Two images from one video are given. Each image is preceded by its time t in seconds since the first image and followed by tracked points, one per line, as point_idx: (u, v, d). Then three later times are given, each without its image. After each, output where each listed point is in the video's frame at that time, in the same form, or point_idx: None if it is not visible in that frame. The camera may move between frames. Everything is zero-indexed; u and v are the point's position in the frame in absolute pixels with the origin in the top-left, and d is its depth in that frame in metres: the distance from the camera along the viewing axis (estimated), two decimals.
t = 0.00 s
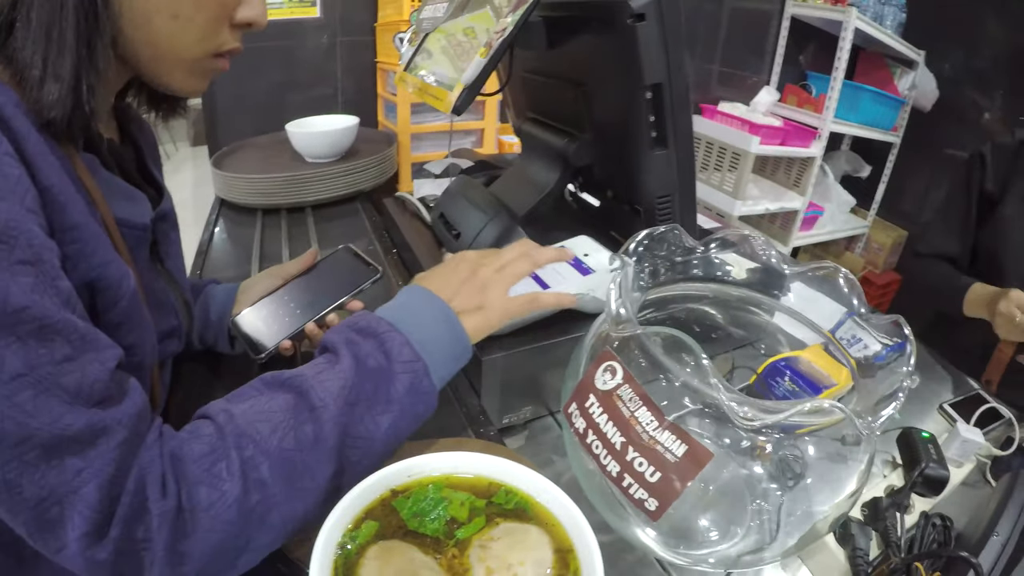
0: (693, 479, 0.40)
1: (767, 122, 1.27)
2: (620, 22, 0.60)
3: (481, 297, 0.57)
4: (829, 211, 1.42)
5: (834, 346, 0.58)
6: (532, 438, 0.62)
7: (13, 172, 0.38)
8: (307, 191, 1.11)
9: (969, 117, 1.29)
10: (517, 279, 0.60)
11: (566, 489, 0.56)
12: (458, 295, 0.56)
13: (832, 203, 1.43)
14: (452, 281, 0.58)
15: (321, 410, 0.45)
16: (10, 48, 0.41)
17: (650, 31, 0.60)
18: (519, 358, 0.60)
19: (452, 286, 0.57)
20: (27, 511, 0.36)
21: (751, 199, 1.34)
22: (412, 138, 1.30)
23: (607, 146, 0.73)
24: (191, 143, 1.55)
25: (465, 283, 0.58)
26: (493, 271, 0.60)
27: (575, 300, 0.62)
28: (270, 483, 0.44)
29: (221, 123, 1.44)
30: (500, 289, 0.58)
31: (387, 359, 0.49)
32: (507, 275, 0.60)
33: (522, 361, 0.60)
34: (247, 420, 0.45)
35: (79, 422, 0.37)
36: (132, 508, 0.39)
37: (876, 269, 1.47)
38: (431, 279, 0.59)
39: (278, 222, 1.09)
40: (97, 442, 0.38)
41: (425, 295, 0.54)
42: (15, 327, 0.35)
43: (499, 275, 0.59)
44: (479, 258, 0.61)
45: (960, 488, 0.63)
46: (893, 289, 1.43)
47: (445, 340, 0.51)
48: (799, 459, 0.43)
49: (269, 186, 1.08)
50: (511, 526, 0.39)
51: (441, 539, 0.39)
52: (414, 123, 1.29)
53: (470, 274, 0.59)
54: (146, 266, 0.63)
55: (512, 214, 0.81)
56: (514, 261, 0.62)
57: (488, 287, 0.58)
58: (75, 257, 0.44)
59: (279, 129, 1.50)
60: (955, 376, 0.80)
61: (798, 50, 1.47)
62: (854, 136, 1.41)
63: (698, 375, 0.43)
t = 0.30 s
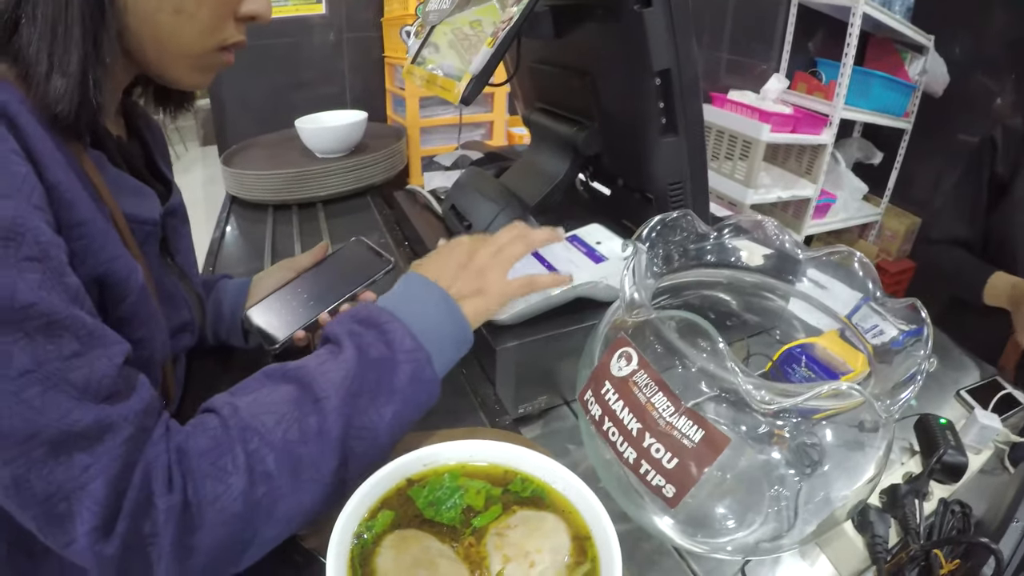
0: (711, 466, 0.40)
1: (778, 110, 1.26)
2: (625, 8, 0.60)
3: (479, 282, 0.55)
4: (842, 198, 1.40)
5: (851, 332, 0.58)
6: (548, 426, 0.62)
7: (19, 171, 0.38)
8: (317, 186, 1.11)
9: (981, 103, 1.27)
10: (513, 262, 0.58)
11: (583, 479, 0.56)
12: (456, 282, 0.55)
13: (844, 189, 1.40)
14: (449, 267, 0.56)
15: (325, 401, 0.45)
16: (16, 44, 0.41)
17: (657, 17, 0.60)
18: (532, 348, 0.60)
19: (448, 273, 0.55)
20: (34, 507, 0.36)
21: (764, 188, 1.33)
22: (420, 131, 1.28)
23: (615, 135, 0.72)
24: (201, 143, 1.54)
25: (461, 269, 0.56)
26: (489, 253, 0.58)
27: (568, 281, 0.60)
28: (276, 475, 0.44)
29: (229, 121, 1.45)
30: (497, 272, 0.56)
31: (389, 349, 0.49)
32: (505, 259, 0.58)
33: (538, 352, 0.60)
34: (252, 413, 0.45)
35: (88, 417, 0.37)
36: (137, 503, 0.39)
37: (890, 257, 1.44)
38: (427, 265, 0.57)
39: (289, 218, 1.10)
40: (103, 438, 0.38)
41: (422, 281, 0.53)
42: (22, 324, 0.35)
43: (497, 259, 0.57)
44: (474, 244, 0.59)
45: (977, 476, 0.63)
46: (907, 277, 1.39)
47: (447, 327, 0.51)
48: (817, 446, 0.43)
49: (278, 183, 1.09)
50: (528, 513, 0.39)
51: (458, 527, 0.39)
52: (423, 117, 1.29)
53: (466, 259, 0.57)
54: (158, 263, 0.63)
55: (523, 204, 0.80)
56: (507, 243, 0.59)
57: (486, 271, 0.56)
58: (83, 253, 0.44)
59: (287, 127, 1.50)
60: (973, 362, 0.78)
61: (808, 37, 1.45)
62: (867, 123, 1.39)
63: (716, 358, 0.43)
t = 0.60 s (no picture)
0: (711, 462, 0.40)
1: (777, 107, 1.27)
2: (621, 8, 0.60)
3: (380, 298, 0.53)
4: (845, 195, 1.40)
5: (852, 328, 0.58)
6: (550, 427, 0.62)
7: None
8: (317, 190, 1.11)
9: (983, 98, 1.25)
10: (415, 275, 0.57)
11: (586, 478, 0.56)
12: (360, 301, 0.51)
13: (847, 186, 1.40)
14: (349, 288, 0.53)
15: (232, 438, 0.42)
16: (9, 50, 0.41)
17: (653, 15, 0.60)
18: (534, 348, 0.60)
19: (348, 292, 0.52)
20: None
21: (766, 185, 1.33)
22: (421, 134, 1.29)
23: (614, 134, 0.72)
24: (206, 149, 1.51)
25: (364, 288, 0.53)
26: (388, 266, 0.56)
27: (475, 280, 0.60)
28: (187, 515, 0.41)
29: (231, 128, 1.45)
30: (399, 284, 0.54)
31: (292, 380, 0.46)
32: (405, 271, 0.56)
33: (541, 351, 0.61)
34: (160, 452, 0.41)
35: (20, 460, 0.35)
36: (48, 548, 0.37)
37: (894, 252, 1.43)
38: (328, 286, 0.53)
39: (291, 222, 1.10)
40: (30, 483, 0.36)
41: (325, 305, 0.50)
42: None
43: (396, 273, 0.56)
44: (374, 255, 0.58)
45: (984, 471, 0.63)
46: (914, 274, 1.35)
47: (344, 350, 0.48)
48: (819, 442, 0.43)
49: (279, 188, 1.09)
50: (528, 512, 0.39)
51: (458, 527, 0.39)
52: (424, 120, 1.29)
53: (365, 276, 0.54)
54: (150, 268, 0.62)
55: (523, 205, 0.80)
56: (410, 251, 0.58)
57: (386, 286, 0.54)
58: (50, 269, 0.43)
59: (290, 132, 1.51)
60: (977, 358, 0.78)
61: (808, 34, 1.44)
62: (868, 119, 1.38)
63: (716, 356, 0.43)
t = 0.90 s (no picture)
0: (713, 462, 0.40)
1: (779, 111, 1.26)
2: (626, 11, 0.60)
3: (291, 328, 0.62)
4: (845, 199, 1.41)
5: (852, 332, 0.59)
6: (550, 428, 0.62)
7: None
8: (318, 190, 1.12)
9: (984, 102, 1.25)
10: (318, 302, 0.68)
11: (586, 477, 0.56)
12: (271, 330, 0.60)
13: (847, 190, 1.41)
14: (262, 318, 0.62)
15: (170, 457, 0.46)
16: (16, 45, 0.44)
17: (656, 19, 0.60)
18: (536, 348, 0.61)
19: (262, 323, 0.61)
20: None
21: (766, 189, 1.34)
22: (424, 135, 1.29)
23: (617, 136, 0.73)
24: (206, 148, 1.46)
25: (275, 318, 0.62)
26: (297, 299, 0.66)
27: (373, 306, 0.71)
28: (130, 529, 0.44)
29: (234, 128, 1.45)
30: (306, 316, 0.64)
31: (218, 402, 0.50)
32: (312, 300, 0.67)
33: (543, 352, 0.61)
34: (103, 468, 0.44)
35: None
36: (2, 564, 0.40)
37: (894, 257, 1.44)
38: (242, 317, 0.62)
39: (293, 222, 1.11)
40: None
41: (238, 334, 0.57)
42: None
43: (303, 303, 0.66)
44: (281, 289, 0.67)
45: (981, 474, 0.63)
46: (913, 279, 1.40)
47: (265, 376, 0.54)
48: (818, 444, 0.43)
49: (280, 187, 1.09)
50: (530, 511, 0.40)
51: (461, 525, 0.39)
52: (425, 121, 1.29)
53: (278, 307, 0.64)
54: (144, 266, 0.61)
55: (526, 206, 0.80)
56: (315, 283, 0.69)
57: (296, 317, 0.64)
58: (20, 287, 0.43)
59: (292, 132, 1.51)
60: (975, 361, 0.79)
61: (809, 38, 1.45)
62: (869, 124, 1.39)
63: (716, 357, 0.44)
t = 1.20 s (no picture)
0: (723, 459, 0.40)
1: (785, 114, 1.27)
2: (636, 12, 0.60)
3: (295, 315, 0.64)
4: (848, 202, 1.41)
5: (858, 333, 0.59)
6: (559, 425, 0.62)
7: None
8: (325, 186, 1.12)
9: (989, 107, 1.26)
10: (320, 293, 0.69)
11: (595, 473, 0.57)
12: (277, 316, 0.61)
13: (851, 194, 1.41)
14: (267, 305, 0.63)
15: (190, 434, 0.47)
16: (29, 37, 0.44)
17: (668, 22, 0.61)
18: (546, 346, 0.61)
19: (267, 308, 0.62)
20: None
21: (771, 191, 1.34)
22: (430, 133, 1.29)
23: (626, 135, 0.73)
24: (211, 144, 1.46)
25: (280, 306, 0.63)
26: (300, 289, 0.67)
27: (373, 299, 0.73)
28: (155, 506, 0.45)
29: (240, 124, 1.46)
30: (309, 304, 0.66)
31: (232, 384, 0.51)
32: (313, 292, 0.68)
33: (551, 351, 0.62)
34: (127, 448, 0.45)
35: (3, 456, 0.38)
36: (38, 542, 0.40)
37: (896, 260, 1.45)
38: (245, 305, 0.63)
39: (300, 218, 1.11)
40: (16, 476, 0.39)
41: (245, 319, 0.58)
42: None
43: (306, 293, 0.67)
44: (283, 280, 0.69)
45: (983, 475, 0.63)
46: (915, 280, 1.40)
47: (274, 356, 0.55)
48: (824, 444, 0.44)
49: (286, 183, 1.10)
50: (543, 506, 0.40)
51: (474, 519, 0.40)
52: (432, 118, 1.29)
53: (282, 296, 0.65)
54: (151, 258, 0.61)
55: (535, 204, 0.81)
56: (315, 275, 0.71)
57: (300, 304, 0.65)
58: (32, 274, 0.44)
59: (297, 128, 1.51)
60: (978, 363, 0.79)
61: (815, 39, 1.44)
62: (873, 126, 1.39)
63: (726, 355, 0.44)
